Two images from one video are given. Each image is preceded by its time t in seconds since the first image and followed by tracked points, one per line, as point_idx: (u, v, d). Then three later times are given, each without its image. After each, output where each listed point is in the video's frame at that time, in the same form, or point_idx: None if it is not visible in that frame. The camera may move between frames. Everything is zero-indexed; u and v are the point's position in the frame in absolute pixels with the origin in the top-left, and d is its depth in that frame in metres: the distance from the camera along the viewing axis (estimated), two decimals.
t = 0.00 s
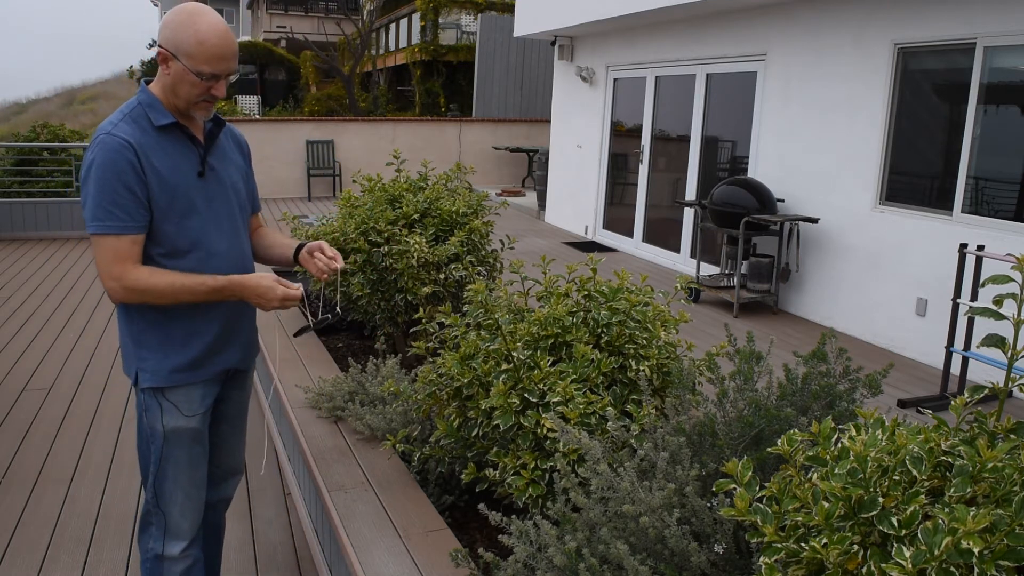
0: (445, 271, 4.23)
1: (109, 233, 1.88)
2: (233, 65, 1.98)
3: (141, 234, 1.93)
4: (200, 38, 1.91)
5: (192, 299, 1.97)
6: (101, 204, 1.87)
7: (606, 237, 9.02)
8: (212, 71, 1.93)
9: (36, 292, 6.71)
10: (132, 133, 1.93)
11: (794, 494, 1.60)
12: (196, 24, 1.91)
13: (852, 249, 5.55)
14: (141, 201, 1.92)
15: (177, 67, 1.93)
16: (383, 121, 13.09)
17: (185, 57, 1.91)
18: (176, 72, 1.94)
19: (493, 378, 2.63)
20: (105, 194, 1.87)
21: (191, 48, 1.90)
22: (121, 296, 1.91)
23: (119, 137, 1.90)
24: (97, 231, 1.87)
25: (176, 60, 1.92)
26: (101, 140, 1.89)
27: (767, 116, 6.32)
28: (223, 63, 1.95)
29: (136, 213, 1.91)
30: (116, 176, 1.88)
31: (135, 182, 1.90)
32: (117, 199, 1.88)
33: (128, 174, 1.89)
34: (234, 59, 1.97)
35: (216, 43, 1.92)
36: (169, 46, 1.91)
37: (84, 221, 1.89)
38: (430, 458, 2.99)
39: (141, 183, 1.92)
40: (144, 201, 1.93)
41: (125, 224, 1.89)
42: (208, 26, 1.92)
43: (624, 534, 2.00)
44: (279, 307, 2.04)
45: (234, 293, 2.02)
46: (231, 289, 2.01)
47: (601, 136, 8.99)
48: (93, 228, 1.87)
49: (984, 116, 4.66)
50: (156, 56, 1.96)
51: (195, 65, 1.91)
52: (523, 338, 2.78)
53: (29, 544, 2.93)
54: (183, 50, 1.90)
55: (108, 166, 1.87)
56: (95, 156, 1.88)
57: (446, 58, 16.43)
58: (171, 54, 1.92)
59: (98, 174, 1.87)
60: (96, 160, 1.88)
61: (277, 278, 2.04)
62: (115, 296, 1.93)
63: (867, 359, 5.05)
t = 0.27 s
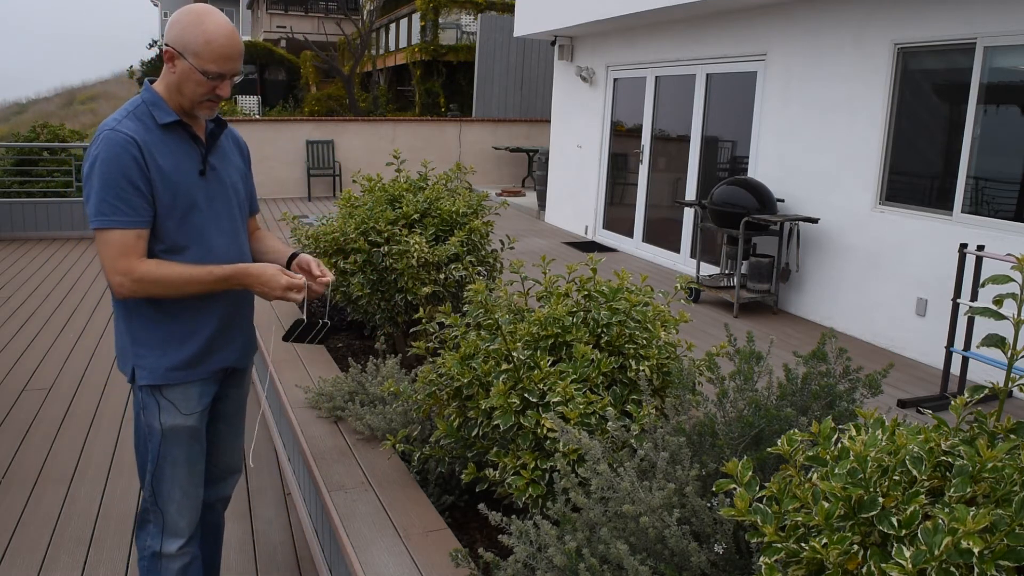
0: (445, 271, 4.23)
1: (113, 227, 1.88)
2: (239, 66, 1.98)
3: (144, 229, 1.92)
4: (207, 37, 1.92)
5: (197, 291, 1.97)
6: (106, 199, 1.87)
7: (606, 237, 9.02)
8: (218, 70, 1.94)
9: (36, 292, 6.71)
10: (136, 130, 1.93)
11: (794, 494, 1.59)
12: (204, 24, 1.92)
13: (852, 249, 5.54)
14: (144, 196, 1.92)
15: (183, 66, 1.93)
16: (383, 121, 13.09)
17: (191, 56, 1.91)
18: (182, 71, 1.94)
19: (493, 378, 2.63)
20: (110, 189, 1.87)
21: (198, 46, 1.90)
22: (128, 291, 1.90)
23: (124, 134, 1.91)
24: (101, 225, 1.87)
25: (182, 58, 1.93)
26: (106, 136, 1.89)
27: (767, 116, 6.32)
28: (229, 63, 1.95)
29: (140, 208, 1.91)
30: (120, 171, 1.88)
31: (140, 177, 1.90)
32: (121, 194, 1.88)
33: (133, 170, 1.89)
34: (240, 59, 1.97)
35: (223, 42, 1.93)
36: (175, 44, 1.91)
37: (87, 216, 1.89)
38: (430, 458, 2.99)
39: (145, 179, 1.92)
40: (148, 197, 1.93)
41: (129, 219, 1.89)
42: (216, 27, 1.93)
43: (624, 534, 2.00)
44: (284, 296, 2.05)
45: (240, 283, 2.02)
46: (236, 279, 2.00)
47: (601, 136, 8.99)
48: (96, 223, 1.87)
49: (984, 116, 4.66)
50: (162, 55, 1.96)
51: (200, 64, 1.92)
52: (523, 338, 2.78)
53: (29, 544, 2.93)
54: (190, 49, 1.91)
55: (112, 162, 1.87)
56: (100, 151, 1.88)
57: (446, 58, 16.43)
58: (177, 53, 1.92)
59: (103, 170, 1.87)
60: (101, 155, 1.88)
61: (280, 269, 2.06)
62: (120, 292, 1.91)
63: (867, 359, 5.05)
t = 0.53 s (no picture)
0: (445, 271, 4.23)
1: (110, 224, 1.87)
2: (241, 67, 1.98)
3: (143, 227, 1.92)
4: (211, 37, 1.92)
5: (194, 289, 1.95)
6: (104, 195, 1.86)
7: (606, 237, 9.02)
8: (220, 70, 1.94)
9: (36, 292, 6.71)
10: (136, 128, 1.93)
11: (794, 494, 1.60)
12: (208, 25, 1.92)
13: (852, 249, 5.54)
14: (143, 194, 1.91)
15: (185, 66, 1.93)
16: (383, 121, 13.09)
17: (194, 56, 1.91)
18: (184, 71, 1.94)
19: (493, 378, 2.63)
20: (108, 186, 1.86)
21: (200, 46, 1.91)
22: (127, 286, 1.89)
23: (124, 132, 1.91)
24: (100, 221, 1.86)
25: (185, 58, 1.93)
26: (106, 133, 1.89)
27: (767, 116, 6.32)
28: (231, 64, 1.95)
29: (138, 206, 1.91)
30: (119, 168, 1.88)
31: (138, 175, 1.90)
32: (119, 190, 1.87)
33: (132, 167, 1.89)
34: (242, 60, 1.97)
35: (225, 42, 1.93)
36: (178, 44, 1.91)
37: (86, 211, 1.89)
38: (430, 458, 2.99)
39: (143, 177, 1.91)
40: (146, 194, 1.92)
41: (127, 216, 1.89)
42: (220, 28, 1.93)
43: (624, 534, 2.00)
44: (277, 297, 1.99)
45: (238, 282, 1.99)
46: (233, 274, 1.99)
47: (601, 136, 8.99)
48: (94, 219, 1.86)
49: (984, 116, 4.66)
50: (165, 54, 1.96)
51: (203, 63, 1.92)
52: (523, 338, 2.78)
53: (29, 544, 2.93)
54: (193, 49, 1.91)
55: (112, 159, 1.87)
56: (100, 148, 1.88)
57: (446, 58, 16.43)
58: (180, 53, 1.92)
59: (102, 166, 1.87)
60: (101, 151, 1.88)
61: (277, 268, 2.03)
62: (117, 288, 1.90)
63: (867, 359, 5.05)
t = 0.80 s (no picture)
0: (445, 271, 4.23)
1: (103, 222, 1.86)
2: (240, 66, 1.98)
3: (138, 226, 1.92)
4: (210, 36, 1.92)
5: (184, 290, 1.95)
6: (98, 193, 1.86)
7: (606, 237, 9.02)
8: (219, 69, 1.94)
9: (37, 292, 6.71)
10: (133, 127, 1.94)
11: (794, 494, 1.59)
12: (208, 24, 1.92)
13: (851, 249, 5.54)
14: (137, 193, 1.91)
15: (183, 65, 1.93)
16: (383, 121, 13.10)
17: (193, 55, 1.92)
18: (182, 70, 1.94)
19: (493, 378, 2.63)
20: (103, 184, 1.86)
21: (199, 46, 1.91)
22: (118, 285, 1.88)
23: (121, 131, 1.91)
24: (93, 220, 1.86)
25: (183, 57, 1.93)
26: (103, 132, 1.90)
27: (767, 116, 6.32)
28: (230, 63, 1.95)
29: (131, 204, 1.90)
30: (114, 167, 1.87)
31: (134, 174, 1.90)
32: (114, 189, 1.87)
33: (128, 166, 1.89)
34: (241, 59, 1.97)
35: (224, 42, 1.93)
36: (176, 43, 1.92)
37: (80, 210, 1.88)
38: (430, 458, 2.99)
39: (138, 176, 1.91)
40: (141, 193, 1.92)
41: (121, 215, 1.88)
42: (218, 27, 1.93)
43: (624, 534, 2.00)
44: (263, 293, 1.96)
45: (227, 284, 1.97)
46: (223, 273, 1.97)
47: (601, 136, 8.99)
48: (87, 217, 1.86)
49: (984, 116, 4.66)
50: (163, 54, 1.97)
51: (202, 63, 1.92)
52: (523, 338, 2.78)
53: (29, 544, 2.93)
54: (191, 48, 1.91)
55: (108, 158, 1.87)
56: (97, 147, 1.88)
57: (446, 58, 16.43)
58: (178, 52, 1.93)
59: (98, 166, 1.87)
60: (97, 150, 1.88)
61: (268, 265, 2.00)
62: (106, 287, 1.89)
63: (867, 359, 5.05)
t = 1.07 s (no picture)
0: (445, 271, 4.23)
1: (91, 222, 1.85)
2: (240, 65, 1.98)
3: (125, 228, 1.91)
4: (209, 36, 1.92)
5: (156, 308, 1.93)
6: (89, 193, 1.86)
7: (606, 237, 9.01)
8: (219, 69, 1.94)
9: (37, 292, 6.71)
10: (132, 128, 1.93)
11: (794, 493, 1.60)
12: (208, 23, 1.93)
13: (852, 249, 5.54)
14: (132, 193, 1.90)
15: (183, 64, 1.93)
16: (383, 121, 13.10)
17: (192, 55, 1.92)
18: (182, 70, 1.94)
19: (493, 378, 2.63)
20: (96, 184, 1.85)
21: (198, 45, 1.91)
22: (85, 285, 1.85)
23: (119, 131, 1.91)
24: (83, 219, 1.85)
25: (183, 57, 1.93)
26: (100, 132, 1.89)
27: (767, 116, 6.32)
28: (230, 63, 1.95)
29: (124, 205, 1.89)
30: (109, 166, 1.87)
31: (129, 174, 1.90)
32: (108, 189, 1.86)
33: (124, 166, 1.89)
34: (241, 58, 1.97)
35: (223, 42, 1.93)
36: (176, 43, 1.92)
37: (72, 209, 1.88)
38: (430, 458, 2.99)
39: (133, 176, 1.91)
40: (136, 194, 1.92)
41: (110, 215, 1.87)
42: (218, 26, 1.93)
43: (624, 534, 2.00)
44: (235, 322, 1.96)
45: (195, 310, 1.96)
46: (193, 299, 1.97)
47: (601, 136, 8.99)
48: (77, 216, 1.85)
49: (984, 116, 4.66)
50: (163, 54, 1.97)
51: (201, 62, 1.92)
52: (523, 338, 2.78)
53: (29, 544, 2.93)
54: (191, 48, 1.91)
55: (104, 157, 1.87)
56: (94, 146, 1.88)
57: (446, 58, 16.43)
58: (178, 52, 1.93)
59: (93, 165, 1.86)
60: (94, 150, 1.87)
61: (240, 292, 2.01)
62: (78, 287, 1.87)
63: (867, 359, 5.05)
